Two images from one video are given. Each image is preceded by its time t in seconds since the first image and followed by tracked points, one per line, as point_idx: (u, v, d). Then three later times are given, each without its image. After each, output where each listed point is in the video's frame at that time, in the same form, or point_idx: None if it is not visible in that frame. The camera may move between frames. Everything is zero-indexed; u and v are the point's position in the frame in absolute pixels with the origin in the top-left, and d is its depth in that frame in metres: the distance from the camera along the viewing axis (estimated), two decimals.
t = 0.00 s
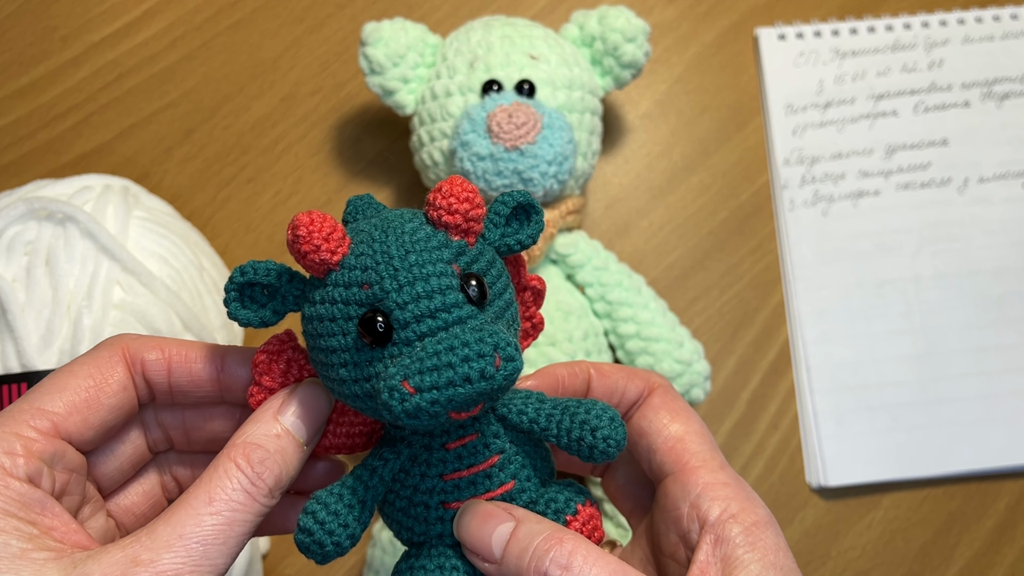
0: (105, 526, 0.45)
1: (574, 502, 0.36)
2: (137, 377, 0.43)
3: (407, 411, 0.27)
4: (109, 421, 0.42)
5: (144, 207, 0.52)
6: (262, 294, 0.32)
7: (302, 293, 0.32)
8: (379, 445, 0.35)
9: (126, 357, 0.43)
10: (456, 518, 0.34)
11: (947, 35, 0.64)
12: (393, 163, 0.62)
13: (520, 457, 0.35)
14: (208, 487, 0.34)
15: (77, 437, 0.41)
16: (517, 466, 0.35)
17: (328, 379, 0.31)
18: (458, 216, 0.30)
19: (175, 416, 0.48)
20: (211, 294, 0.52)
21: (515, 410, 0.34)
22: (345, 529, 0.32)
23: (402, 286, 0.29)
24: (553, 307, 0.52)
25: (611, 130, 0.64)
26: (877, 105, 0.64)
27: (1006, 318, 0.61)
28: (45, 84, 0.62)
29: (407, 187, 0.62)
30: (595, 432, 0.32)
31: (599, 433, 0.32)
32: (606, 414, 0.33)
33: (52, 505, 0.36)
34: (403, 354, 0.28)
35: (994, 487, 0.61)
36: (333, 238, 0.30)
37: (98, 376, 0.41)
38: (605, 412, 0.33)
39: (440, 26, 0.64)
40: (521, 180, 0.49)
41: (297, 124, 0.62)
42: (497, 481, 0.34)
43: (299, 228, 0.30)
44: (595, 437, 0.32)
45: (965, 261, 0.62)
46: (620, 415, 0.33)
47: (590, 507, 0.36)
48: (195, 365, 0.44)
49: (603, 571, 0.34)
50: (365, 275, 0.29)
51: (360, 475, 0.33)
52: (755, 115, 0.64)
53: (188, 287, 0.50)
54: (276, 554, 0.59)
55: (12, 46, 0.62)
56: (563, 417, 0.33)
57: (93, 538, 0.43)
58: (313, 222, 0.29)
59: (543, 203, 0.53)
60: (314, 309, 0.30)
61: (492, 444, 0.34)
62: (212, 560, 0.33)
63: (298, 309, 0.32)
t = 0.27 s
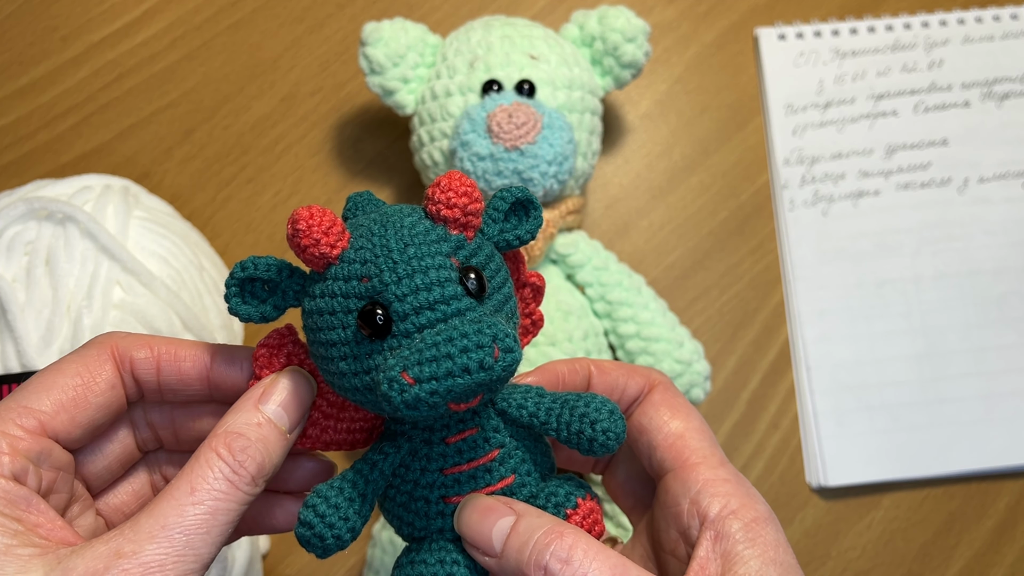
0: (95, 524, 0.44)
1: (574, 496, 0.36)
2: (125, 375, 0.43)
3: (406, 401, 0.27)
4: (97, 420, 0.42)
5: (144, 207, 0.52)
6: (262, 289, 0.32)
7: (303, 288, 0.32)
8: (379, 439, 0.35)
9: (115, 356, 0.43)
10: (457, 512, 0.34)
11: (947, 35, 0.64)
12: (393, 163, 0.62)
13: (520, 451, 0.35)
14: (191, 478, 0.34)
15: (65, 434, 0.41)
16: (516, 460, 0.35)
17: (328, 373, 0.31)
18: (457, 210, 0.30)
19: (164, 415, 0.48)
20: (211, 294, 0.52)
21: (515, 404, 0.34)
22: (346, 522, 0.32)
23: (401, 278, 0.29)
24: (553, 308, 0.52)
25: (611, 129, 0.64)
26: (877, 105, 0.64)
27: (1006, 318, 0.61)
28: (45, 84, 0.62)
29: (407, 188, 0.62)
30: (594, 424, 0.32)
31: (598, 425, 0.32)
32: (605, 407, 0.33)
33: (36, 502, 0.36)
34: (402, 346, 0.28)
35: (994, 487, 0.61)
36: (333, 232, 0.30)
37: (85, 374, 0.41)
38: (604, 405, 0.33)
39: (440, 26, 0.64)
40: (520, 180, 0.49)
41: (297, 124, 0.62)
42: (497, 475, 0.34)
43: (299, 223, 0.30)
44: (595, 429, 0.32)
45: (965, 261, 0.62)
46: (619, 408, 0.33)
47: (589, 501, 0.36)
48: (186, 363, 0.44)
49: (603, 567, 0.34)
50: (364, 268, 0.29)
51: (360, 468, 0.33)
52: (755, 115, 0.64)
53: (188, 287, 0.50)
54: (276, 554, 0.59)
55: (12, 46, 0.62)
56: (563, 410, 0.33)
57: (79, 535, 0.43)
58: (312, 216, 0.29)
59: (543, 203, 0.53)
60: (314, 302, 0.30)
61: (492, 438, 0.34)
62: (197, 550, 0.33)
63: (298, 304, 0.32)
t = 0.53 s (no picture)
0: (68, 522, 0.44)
1: (578, 497, 0.35)
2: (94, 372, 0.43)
3: (411, 400, 0.27)
4: (67, 418, 0.42)
5: (144, 207, 0.52)
6: (272, 290, 0.32)
7: (311, 289, 0.32)
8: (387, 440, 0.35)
9: (84, 354, 0.42)
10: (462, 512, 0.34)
11: (946, 35, 0.64)
12: (393, 163, 0.62)
13: (526, 453, 0.35)
14: (157, 472, 0.32)
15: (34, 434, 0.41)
16: (522, 462, 0.35)
17: (334, 373, 0.31)
18: (463, 213, 0.30)
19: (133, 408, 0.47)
20: (211, 294, 0.52)
21: (520, 406, 0.34)
22: (352, 520, 0.32)
23: (407, 279, 0.29)
24: (553, 308, 0.52)
25: (611, 130, 0.64)
26: (877, 105, 0.64)
27: (1006, 318, 0.61)
28: (45, 84, 0.62)
29: (407, 188, 0.62)
30: (598, 426, 0.32)
31: (602, 427, 0.32)
32: (609, 409, 0.33)
33: (7, 500, 0.34)
34: (408, 346, 0.28)
35: (995, 487, 0.60)
36: (341, 234, 0.30)
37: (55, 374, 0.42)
38: (608, 407, 0.33)
39: (440, 26, 0.64)
40: (520, 180, 0.49)
41: (297, 124, 0.62)
42: (502, 476, 0.34)
43: (307, 225, 0.30)
44: (598, 431, 0.32)
45: (965, 261, 0.62)
46: (623, 410, 0.33)
47: (594, 502, 0.36)
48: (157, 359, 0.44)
49: (605, 568, 0.33)
50: (371, 269, 0.29)
51: (366, 468, 0.33)
52: (755, 115, 0.64)
53: (188, 287, 0.50)
54: (276, 554, 0.58)
55: (12, 46, 0.62)
56: (567, 412, 0.33)
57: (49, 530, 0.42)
58: (321, 218, 0.30)
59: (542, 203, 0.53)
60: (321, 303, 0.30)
61: (498, 439, 0.34)
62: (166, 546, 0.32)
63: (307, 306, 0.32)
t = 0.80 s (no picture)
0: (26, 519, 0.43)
1: (579, 501, 0.35)
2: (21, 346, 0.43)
3: (404, 410, 0.28)
4: None
5: (144, 207, 0.52)
6: (270, 302, 0.32)
7: (308, 300, 0.32)
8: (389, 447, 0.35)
9: None
10: (463, 517, 0.34)
11: (947, 35, 0.64)
12: (393, 163, 0.62)
13: (526, 457, 0.35)
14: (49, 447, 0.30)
15: None
16: (521, 466, 0.35)
17: (332, 384, 0.31)
18: (455, 221, 0.30)
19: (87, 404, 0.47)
20: (211, 294, 0.52)
21: (518, 411, 0.34)
22: (353, 528, 0.32)
23: (399, 289, 0.29)
24: (553, 308, 0.52)
25: (611, 130, 0.64)
26: (877, 105, 0.64)
27: (1006, 318, 0.61)
28: (45, 84, 0.62)
29: (407, 188, 0.62)
30: (597, 430, 0.32)
31: (599, 431, 0.32)
32: (608, 413, 0.33)
33: None
34: (402, 356, 0.28)
35: (995, 487, 0.60)
36: (334, 246, 0.30)
37: None
38: (607, 411, 0.33)
39: (440, 26, 0.64)
40: (520, 180, 0.49)
41: (297, 124, 0.62)
42: (502, 481, 0.34)
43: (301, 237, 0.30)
44: (597, 435, 0.32)
45: (965, 261, 0.62)
46: (621, 413, 0.33)
47: (594, 506, 0.36)
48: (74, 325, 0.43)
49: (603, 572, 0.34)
50: (364, 280, 0.29)
51: (366, 476, 0.33)
52: (755, 115, 0.64)
53: (188, 287, 0.51)
54: (277, 554, 0.59)
55: (11, 46, 0.62)
56: (566, 416, 0.33)
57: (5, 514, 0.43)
58: (313, 231, 0.30)
59: (543, 203, 0.53)
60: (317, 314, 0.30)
61: (496, 445, 0.34)
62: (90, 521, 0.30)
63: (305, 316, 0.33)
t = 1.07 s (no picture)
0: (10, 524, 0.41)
1: (588, 493, 0.35)
2: None
3: (420, 395, 0.27)
4: None
5: (144, 207, 0.52)
6: (279, 293, 0.32)
7: (318, 290, 0.32)
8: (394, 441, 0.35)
9: None
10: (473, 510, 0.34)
11: (947, 35, 0.64)
12: (393, 163, 0.62)
13: (535, 450, 0.35)
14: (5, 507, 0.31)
15: None
16: (530, 459, 0.35)
17: (343, 375, 0.31)
18: (467, 212, 0.31)
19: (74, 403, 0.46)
20: (211, 294, 0.52)
21: (526, 404, 0.34)
22: (363, 519, 0.32)
23: (414, 277, 0.29)
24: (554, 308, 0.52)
25: (611, 130, 0.64)
26: (877, 105, 0.64)
27: (1006, 318, 0.61)
28: (45, 84, 0.62)
29: (407, 188, 0.62)
30: (607, 421, 0.32)
31: (610, 421, 0.32)
32: (617, 404, 0.33)
33: None
34: (417, 342, 0.28)
35: (995, 487, 0.60)
36: (347, 234, 0.30)
37: None
38: (616, 402, 0.33)
39: (440, 26, 0.64)
40: (520, 180, 0.49)
41: (297, 124, 0.62)
42: (512, 474, 0.34)
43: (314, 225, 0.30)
44: (607, 426, 0.32)
45: (965, 261, 0.62)
46: (631, 404, 0.33)
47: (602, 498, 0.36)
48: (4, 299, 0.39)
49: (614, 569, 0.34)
50: (378, 268, 0.29)
51: (376, 467, 0.33)
52: (755, 115, 0.64)
53: (188, 287, 0.50)
54: (277, 554, 0.59)
55: (12, 47, 0.62)
56: (574, 409, 0.33)
57: None
58: (327, 218, 0.30)
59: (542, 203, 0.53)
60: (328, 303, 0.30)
61: (506, 437, 0.34)
62: None
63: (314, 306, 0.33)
